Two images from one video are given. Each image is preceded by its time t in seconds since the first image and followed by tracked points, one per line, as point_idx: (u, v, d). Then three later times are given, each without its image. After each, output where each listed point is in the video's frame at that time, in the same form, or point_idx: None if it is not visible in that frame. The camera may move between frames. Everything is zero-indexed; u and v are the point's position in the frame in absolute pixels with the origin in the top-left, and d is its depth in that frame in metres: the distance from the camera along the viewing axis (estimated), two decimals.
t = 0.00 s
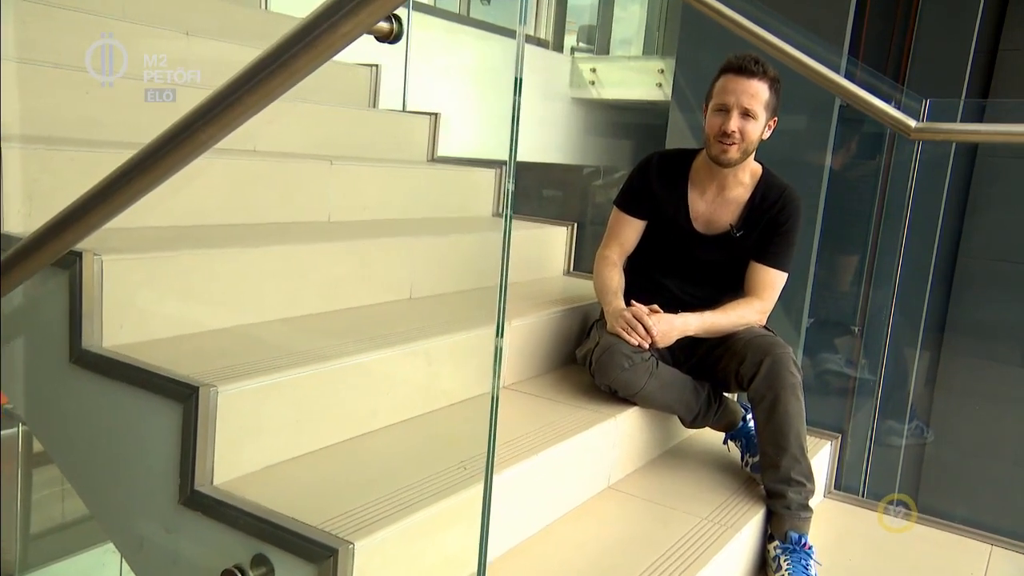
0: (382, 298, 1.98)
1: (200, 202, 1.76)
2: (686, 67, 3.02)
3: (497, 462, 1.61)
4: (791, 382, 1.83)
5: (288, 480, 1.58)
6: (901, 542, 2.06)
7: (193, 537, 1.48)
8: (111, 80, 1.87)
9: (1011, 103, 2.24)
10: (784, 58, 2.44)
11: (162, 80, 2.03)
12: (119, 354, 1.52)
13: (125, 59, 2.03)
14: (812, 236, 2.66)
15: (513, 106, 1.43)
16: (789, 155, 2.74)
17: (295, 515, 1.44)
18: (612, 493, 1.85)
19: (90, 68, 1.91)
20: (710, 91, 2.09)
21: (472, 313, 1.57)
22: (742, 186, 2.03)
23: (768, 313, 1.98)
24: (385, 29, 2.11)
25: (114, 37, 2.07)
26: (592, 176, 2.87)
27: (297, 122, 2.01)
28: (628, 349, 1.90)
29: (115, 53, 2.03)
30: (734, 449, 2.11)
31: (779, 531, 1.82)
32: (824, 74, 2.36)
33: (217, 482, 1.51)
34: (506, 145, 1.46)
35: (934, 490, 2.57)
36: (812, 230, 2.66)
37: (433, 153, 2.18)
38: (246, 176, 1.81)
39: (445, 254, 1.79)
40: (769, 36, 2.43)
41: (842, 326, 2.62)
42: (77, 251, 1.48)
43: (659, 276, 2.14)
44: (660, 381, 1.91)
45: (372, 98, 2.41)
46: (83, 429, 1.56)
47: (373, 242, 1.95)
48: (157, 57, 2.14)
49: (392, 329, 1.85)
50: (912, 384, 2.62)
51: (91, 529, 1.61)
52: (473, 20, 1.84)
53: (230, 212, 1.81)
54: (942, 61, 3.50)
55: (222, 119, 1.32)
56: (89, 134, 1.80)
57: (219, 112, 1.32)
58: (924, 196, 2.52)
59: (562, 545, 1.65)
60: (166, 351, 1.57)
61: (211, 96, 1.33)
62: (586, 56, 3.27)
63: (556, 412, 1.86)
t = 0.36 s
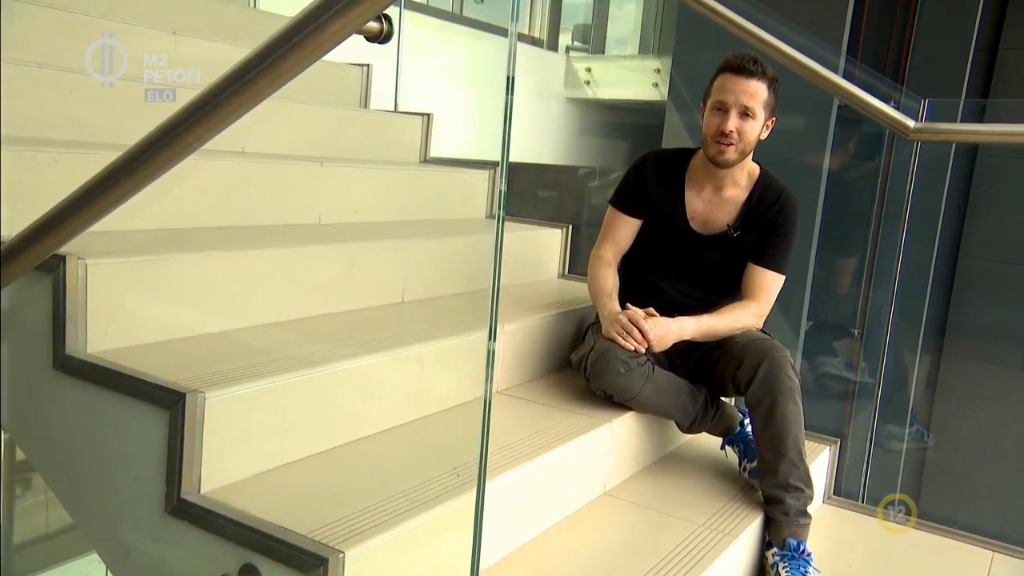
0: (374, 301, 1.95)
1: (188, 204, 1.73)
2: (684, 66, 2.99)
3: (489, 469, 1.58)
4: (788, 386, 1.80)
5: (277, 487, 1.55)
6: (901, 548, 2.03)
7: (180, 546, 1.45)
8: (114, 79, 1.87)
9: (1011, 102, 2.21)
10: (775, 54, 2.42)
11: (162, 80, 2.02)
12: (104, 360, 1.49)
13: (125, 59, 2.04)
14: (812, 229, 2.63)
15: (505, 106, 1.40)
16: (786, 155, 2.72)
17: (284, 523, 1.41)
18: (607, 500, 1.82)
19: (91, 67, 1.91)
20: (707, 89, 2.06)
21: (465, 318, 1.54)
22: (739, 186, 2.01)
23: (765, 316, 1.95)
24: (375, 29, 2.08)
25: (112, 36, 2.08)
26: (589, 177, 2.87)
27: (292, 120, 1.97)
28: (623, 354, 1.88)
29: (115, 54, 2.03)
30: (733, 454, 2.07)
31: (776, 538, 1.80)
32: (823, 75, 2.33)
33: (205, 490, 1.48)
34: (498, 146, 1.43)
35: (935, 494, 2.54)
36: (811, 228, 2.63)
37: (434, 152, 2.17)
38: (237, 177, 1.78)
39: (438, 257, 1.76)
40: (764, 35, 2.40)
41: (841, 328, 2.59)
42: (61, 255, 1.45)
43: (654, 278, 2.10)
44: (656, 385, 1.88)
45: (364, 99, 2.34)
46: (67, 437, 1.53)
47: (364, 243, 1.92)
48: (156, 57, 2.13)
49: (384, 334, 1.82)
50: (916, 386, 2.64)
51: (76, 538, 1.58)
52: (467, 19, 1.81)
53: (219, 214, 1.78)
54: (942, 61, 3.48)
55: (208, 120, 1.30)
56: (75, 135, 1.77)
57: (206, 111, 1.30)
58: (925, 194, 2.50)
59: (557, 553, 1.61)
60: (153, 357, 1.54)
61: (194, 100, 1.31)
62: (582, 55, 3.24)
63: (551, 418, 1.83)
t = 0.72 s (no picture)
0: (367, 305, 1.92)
1: (175, 207, 1.69)
2: (681, 66, 2.96)
3: (482, 477, 1.54)
4: (786, 391, 1.76)
5: (265, 496, 1.51)
6: (903, 555, 1.99)
7: (166, 557, 1.42)
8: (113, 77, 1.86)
9: (1014, 102, 2.18)
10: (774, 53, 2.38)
11: (162, 80, 2.00)
12: (88, 367, 1.46)
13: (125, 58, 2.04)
14: (812, 228, 2.59)
15: (497, 105, 1.39)
16: (786, 157, 2.67)
17: (272, 533, 1.38)
18: (603, 507, 1.79)
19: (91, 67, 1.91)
20: (700, 90, 2.03)
21: (458, 323, 1.51)
22: (736, 186, 1.99)
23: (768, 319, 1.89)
24: (366, 30, 2.10)
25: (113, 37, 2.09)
26: (584, 178, 2.79)
27: (284, 121, 1.94)
28: (619, 357, 1.85)
29: (115, 53, 2.03)
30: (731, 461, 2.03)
31: (775, 546, 1.77)
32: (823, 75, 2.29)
33: (191, 499, 1.45)
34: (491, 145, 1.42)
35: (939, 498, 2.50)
36: (810, 232, 2.60)
37: (424, 154, 2.13)
38: (227, 178, 1.74)
39: (431, 261, 1.72)
40: (762, 33, 2.37)
41: (841, 332, 2.54)
42: (43, 259, 1.38)
43: (650, 282, 2.07)
44: (653, 391, 1.85)
45: (354, 98, 2.32)
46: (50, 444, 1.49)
47: (356, 246, 1.88)
48: (158, 57, 2.11)
49: (375, 338, 1.78)
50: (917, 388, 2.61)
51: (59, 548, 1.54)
52: (460, 17, 1.78)
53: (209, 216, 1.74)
54: (942, 61, 3.45)
55: (196, 120, 1.29)
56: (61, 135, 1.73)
57: (193, 108, 1.28)
58: (925, 195, 2.48)
59: (552, 561, 1.58)
60: (139, 363, 1.51)
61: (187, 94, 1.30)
62: (576, 54, 3.24)
63: (545, 424, 1.80)
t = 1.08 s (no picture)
0: (360, 310, 1.89)
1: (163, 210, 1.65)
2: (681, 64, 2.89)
3: (475, 484, 1.52)
4: (785, 397, 1.74)
5: (255, 504, 1.48)
6: (903, 562, 1.97)
7: (153, 568, 1.39)
8: (117, 75, 1.81)
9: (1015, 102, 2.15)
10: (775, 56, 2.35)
11: (162, 77, 1.78)
12: (73, 374, 1.42)
13: (124, 57, 1.98)
14: (812, 223, 2.58)
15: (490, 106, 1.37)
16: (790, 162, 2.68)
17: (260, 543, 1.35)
18: (600, 515, 1.76)
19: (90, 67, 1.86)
20: (698, 98, 1.99)
21: (451, 329, 1.48)
22: (735, 194, 1.96)
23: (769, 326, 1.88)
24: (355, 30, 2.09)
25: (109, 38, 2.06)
26: (579, 179, 2.78)
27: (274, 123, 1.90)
28: (615, 363, 1.82)
29: (116, 53, 1.98)
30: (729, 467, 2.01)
31: (774, 554, 1.74)
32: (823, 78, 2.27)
33: (179, 509, 1.42)
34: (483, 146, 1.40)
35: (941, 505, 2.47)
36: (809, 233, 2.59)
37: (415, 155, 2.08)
38: (216, 181, 1.71)
39: (424, 265, 1.69)
40: (758, 33, 2.36)
41: (841, 336, 2.52)
42: (26, 264, 1.33)
43: (648, 289, 2.05)
44: (649, 396, 1.82)
45: (346, 99, 2.30)
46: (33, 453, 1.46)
47: (349, 250, 1.85)
48: (158, 57, 1.96)
49: (368, 344, 1.75)
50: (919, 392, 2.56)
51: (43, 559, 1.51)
52: (450, 17, 1.75)
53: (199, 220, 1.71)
54: (942, 60, 3.41)
55: (181, 125, 1.27)
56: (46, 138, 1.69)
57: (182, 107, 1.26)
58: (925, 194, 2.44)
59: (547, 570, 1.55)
60: (125, 369, 1.48)
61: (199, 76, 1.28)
62: (572, 55, 3.27)
63: (540, 430, 1.77)
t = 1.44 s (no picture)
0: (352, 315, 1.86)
1: (151, 212, 1.62)
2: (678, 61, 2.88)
3: (469, 492, 1.48)
4: (784, 402, 1.71)
5: (244, 513, 1.45)
6: (904, 569, 1.94)
7: None
8: (117, 74, 1.72)
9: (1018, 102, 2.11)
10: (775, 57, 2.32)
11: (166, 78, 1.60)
12: (56, 380, 1.38)
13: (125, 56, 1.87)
14: (812, 225, 2.59)
15: (483, 107, 1.35)
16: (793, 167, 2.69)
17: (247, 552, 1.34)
18: (597, 523, 1.73)
19: (92, 66, 1.78)
20: (692, 103, 1.96)
21: (444, 336, 1.44)
22: (732, 198, 1.93)
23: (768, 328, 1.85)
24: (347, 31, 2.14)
25: (110, 37, 2.00)
26: (576, 181, 2.76)
27: (265, 124, 1.86)
28: (611, 368, 1.79)
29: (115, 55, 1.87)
30: (728, 473, 1.98)
31: (774, 562, 1.71)
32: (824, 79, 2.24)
33: (167, 519, 1.39)
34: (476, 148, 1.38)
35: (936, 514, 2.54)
36: (810, 236, 2.59)
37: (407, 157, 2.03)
38: (206, 183, 1.68)
39: (417, 269, 1.66)
40: (758, 33, 2.33)
41: (841, 339, 2.48)
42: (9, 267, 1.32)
43: (647, 294, 2.01)
44: (647, 402, 1.79)
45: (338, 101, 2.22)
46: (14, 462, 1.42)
47: (339, 254, 1.81)
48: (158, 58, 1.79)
49: (359, 349, 1.72)
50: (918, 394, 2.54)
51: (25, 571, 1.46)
52: (446, 17, 1.72)
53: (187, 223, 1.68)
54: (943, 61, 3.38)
55: (166, 126, 1.25)
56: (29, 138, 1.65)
57: (168, 108, 1.24)
58: (923, 195, 2.42)
59: None
60: (111, 375, 1.44)
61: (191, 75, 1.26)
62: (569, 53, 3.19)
63: (536, 437, 1.73)
